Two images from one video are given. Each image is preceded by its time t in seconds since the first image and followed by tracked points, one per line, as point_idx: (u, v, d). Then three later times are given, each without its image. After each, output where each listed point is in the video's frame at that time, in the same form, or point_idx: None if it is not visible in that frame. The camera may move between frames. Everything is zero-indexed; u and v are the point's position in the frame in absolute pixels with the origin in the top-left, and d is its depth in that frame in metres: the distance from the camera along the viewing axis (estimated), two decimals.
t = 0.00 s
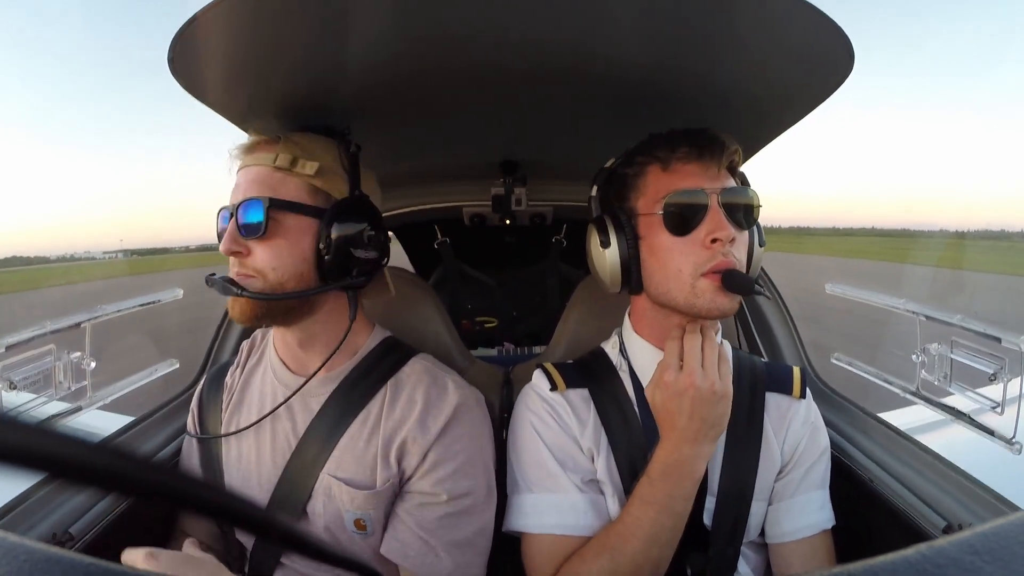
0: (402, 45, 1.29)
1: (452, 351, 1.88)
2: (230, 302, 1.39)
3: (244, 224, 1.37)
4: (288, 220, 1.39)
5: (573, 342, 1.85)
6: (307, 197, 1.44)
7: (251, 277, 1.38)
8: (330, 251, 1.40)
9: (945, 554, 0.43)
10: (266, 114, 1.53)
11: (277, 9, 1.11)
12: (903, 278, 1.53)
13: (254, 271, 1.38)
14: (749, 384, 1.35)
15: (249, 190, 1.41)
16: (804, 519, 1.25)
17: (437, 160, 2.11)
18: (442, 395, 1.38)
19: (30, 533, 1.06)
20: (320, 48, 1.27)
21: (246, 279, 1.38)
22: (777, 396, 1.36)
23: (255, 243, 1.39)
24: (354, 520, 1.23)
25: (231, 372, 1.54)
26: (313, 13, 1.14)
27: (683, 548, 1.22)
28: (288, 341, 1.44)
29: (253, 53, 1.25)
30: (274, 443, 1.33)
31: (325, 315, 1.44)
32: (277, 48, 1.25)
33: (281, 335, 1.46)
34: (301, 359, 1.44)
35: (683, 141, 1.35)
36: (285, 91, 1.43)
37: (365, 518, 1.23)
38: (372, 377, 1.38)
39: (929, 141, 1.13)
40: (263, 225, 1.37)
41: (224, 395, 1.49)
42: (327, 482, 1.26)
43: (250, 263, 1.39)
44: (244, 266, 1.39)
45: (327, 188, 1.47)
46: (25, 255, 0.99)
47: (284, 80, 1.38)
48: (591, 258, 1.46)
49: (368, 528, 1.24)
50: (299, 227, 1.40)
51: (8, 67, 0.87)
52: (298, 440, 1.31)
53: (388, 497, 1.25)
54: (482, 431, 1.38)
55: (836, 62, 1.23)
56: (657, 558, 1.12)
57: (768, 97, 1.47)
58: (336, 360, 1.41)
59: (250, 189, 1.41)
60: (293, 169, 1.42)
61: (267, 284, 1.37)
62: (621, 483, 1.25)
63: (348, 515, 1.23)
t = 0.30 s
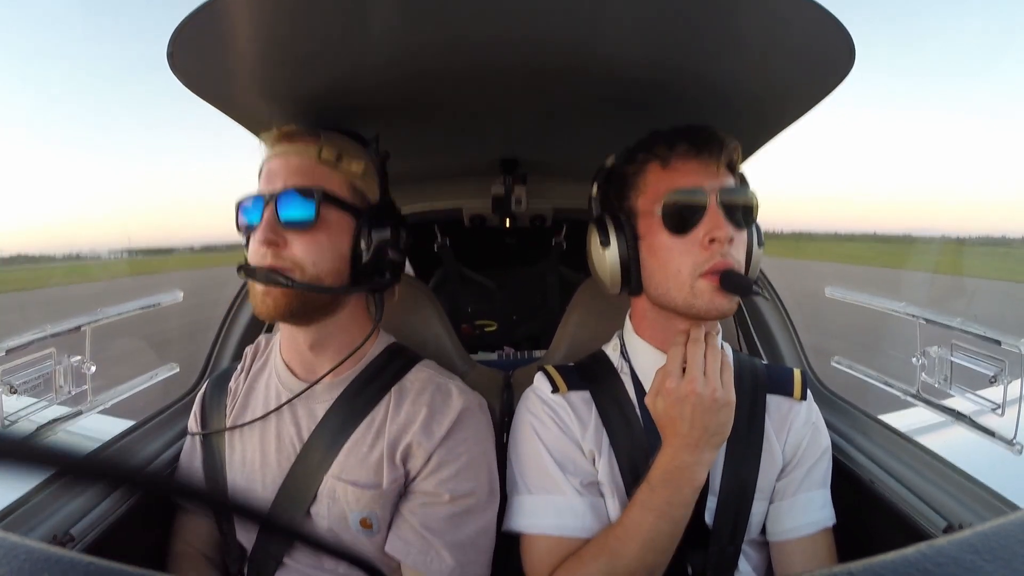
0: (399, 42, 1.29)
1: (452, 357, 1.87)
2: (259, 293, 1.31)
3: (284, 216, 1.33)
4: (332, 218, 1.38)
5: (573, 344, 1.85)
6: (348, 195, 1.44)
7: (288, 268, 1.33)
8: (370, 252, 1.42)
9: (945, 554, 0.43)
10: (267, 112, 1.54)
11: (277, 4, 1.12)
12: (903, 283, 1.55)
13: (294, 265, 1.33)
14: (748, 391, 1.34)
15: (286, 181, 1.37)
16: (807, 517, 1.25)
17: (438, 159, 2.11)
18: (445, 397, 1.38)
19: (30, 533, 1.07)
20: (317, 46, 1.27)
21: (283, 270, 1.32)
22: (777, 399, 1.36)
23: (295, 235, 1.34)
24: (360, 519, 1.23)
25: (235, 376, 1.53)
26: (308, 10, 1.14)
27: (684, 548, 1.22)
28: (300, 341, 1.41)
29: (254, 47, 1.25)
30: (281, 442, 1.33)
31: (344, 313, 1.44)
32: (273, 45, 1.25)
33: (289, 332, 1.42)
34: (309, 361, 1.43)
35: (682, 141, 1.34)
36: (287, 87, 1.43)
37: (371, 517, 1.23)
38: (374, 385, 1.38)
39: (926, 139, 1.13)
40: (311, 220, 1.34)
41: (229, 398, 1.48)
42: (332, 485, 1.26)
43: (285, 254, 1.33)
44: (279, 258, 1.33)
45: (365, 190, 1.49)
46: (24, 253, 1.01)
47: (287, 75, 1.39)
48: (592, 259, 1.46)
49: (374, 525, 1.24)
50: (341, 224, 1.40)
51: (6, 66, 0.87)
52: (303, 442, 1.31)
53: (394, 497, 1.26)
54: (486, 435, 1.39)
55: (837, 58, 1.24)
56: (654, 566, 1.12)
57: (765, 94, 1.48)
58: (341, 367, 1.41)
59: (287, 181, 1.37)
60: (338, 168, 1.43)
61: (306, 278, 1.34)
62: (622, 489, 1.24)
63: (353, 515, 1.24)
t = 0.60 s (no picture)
0: (397, 48, 1.29)
1: (453, 352, 1.88)
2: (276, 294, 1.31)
3: (299, 217, 1.31)
4: (347, 218, 1.37)
5: (574, 341, 1.85)
6: (360, 197, 1.42)
7: (304, 269, 1.31)
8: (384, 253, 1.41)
9: (944, 553, 0.41)
10: (266, 115, 1.54)
11: (277, 16, 1.11)
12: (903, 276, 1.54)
13: (311, 265, 1.32)
14: (754, 382, 1.36)
15: (302, 183, 1.36)
16: (815, 515, 1.25)
17: (438, 159, 2.11)
18: (451, 393, 1.38)
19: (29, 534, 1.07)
20: (314, 52, 1.27)
21: (299, 271, 1.31)
22: (781, 396, 1.36)
23: (311, 236, 1.32)
24: (371, 512, 1.24)
25: (238, 377, 1.51)
26: (305, 20, 1.14)
27: (688, 546, 1.21)
28: (309, 338, 1.40)
29: (255, 57, 1.25)
30: (286, 438, 1.33)
31: (356, 308, 1.44)
32: (267, 55, 1.25)
33: (296, 331, 1.41)
34: (317, 356, 1.41)
35: (683, 142, 1.32)
36: (287, 91, 1.43)
37: (382, 510, 1.24)
38: (382, 379, 1.38)
39: (928, 142, 1.14)
40: (327, 221, 1.33)
41: (232, 397, 1.47)
42: (341, 478, 1.26)
43: (300, 255, 1.32)
44: (295, 259, 1.31)
45: (376, 192, 1.47)
46: (26, 252, 1.06)
47: (286, 82, 1.39)
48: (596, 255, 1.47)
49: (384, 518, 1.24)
50: (355, 225, 1.39)
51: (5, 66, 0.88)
52: (311, 436, 1.31)
53: (405, 490, 1.26)
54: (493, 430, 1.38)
55: (836, 67, 1.24)
56: None
57: (763, 100, 1.48)
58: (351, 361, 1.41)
59: (303, 182, 1.36)
60: (352, 170, 1.41)
61: (322, 279, 1.33)
62: (621, 487, 1.24)
63: (362, 508, 1.24)
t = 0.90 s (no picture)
0: (397, 48, 1.29)
1: (453, 352, 1.88)
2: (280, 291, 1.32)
3: (304, 217, 1.32)
4: (350, 219, 1.38)
5: (575, 341, 1.85)
6: (366, 199, 1.43)
7: (308, 268, 1.33)
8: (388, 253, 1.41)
9: (944, 552, 0.41)
10: (266, 115, 1.54)
11: (278, 15, 1.11)
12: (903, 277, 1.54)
13: (315, 265, 1.33)
14: (754, 382, 1.36)
15: (308, 184, 1.38)
16: (811, 516, 1.25)
17: (438, 160, 2.11)
18: (456, 391, 1.39)
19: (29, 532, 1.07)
20: (315, 52, 1.27)
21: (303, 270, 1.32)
22: (782, 396, 1.36)
23: (316, 236, 1.34)
24: (376, 506, 1.24)
25: (243, 374, 1.51)
26: (307, 20, 1.14)
27: (687, 547, 1.21)
28: (316, 336, 1.41)
29: (256, 56, 1.25)
30: (290, 435, 1.32)
31: (362, 307, 1.45)
32: (267, 54, 1.25)
33: (302, 330, 1.42)
34: (324, 354, 1.42)
35: (683, 151, 1.32)
36: (287, 91, 1.43)
37: (387, 504, 1.24)
38: (387, 379, 1.38)
39: (927, 140, 1.14)
40: (332, 221, 1.34)
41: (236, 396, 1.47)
42: (348, 472, 1.26)
43: (305, 255, 1.33)
44: (301, 259, 1.32)
45: (382, 194, 1.47)
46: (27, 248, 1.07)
47: (286, 82, 1.39)
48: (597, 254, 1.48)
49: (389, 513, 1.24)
50: (360, 226, 1.40)
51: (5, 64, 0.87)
52: (317, 432, 1.31)
53: (410, 486, 1.26)
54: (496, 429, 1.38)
55: (837, 67, 1.24)
56: None
57: (762, 100, 1.48)
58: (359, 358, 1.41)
59: (309, 184, 1.38)
60: (357, 172, 1.42)
61: (326, 278, 1.34)
62: (620, 487, 1.23)
63: (367, 503, 1.24)
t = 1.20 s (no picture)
0: (397, 48, 1.29)
1: (452, 353, 1.88)
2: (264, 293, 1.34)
3: (283, 221, 1.33)
4: (331, 221, 1.37)
5: (574, 344, 1.85)
6: (350, 202, 1.42)
7: (288, 271, 1.33)
8: (369, 254, 1.39)
9: (944, 551, 0.41)
10: (266, 114, 1.54)
11: (279, 16, 1.11)
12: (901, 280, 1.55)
13: (295, 268, 1.33)
14: (751, 385, 1.35)
15: (290, 189, 1.38)
16: (809, 516, 1.25)
17: (438, 161, 2.11)
18: (455, 389, 1.39)
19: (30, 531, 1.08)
20: (315, 52, 1.27)
21: (283, 274, 1.33)
22: (779, 396, 1.36)
23: (297, 239, 1.34)
24: (375, 503, 1.24)
25: (242, 376, 1.50)
26: (307, 19, 1.14)
27: (686, 545, 1.21)
28: (311, 337, 1.41)
29: (255, 56, 1.25)
30: (290, 434, 1.32)
31: (352, 309, 1.44)
32: (267, 54, 1.25)
33: (300, 332, 1.42)
34: (321, 356, 1.41)
35: (676, 155, 1.32)
36: (286, 91, 1.43)
37: (385, 501, 1.24)
38: (384, 380, 1.37)
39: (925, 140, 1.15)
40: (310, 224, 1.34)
41: (235, 399, 1.46)
42: (346, 470, 1.26)
43: (286, 257, 1.34)
44: (281, 262, 1.33)
45: (368, 196, 1.45)
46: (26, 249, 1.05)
47: (287, 82, 1.39)
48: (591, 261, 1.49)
49: (388, 509, 1.24)
50: (342, 228, 1.39)
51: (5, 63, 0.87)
52: (315, 431, 1.31)
53: (408, 483, 1.26)
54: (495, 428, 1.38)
55: (836, 67, 1.24)
56: None
57: (761, 101, 1.48)
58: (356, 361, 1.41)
59: (290, 189, 1.38)
60: (339, 174, 1.41)
61: (306, 281, 1.34)
62: (619, 487, 1.23)
63: (366, 500, 1.24)
